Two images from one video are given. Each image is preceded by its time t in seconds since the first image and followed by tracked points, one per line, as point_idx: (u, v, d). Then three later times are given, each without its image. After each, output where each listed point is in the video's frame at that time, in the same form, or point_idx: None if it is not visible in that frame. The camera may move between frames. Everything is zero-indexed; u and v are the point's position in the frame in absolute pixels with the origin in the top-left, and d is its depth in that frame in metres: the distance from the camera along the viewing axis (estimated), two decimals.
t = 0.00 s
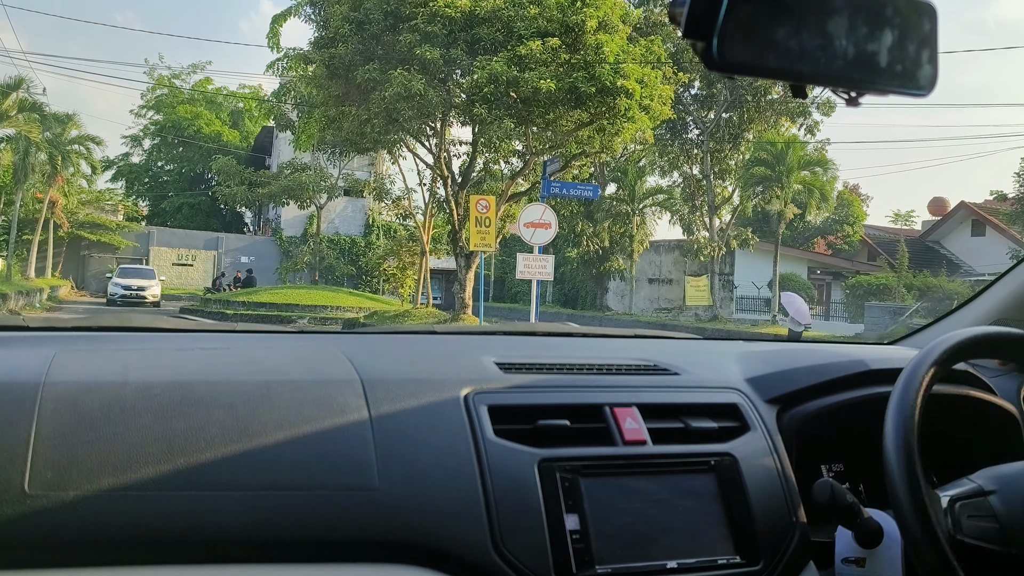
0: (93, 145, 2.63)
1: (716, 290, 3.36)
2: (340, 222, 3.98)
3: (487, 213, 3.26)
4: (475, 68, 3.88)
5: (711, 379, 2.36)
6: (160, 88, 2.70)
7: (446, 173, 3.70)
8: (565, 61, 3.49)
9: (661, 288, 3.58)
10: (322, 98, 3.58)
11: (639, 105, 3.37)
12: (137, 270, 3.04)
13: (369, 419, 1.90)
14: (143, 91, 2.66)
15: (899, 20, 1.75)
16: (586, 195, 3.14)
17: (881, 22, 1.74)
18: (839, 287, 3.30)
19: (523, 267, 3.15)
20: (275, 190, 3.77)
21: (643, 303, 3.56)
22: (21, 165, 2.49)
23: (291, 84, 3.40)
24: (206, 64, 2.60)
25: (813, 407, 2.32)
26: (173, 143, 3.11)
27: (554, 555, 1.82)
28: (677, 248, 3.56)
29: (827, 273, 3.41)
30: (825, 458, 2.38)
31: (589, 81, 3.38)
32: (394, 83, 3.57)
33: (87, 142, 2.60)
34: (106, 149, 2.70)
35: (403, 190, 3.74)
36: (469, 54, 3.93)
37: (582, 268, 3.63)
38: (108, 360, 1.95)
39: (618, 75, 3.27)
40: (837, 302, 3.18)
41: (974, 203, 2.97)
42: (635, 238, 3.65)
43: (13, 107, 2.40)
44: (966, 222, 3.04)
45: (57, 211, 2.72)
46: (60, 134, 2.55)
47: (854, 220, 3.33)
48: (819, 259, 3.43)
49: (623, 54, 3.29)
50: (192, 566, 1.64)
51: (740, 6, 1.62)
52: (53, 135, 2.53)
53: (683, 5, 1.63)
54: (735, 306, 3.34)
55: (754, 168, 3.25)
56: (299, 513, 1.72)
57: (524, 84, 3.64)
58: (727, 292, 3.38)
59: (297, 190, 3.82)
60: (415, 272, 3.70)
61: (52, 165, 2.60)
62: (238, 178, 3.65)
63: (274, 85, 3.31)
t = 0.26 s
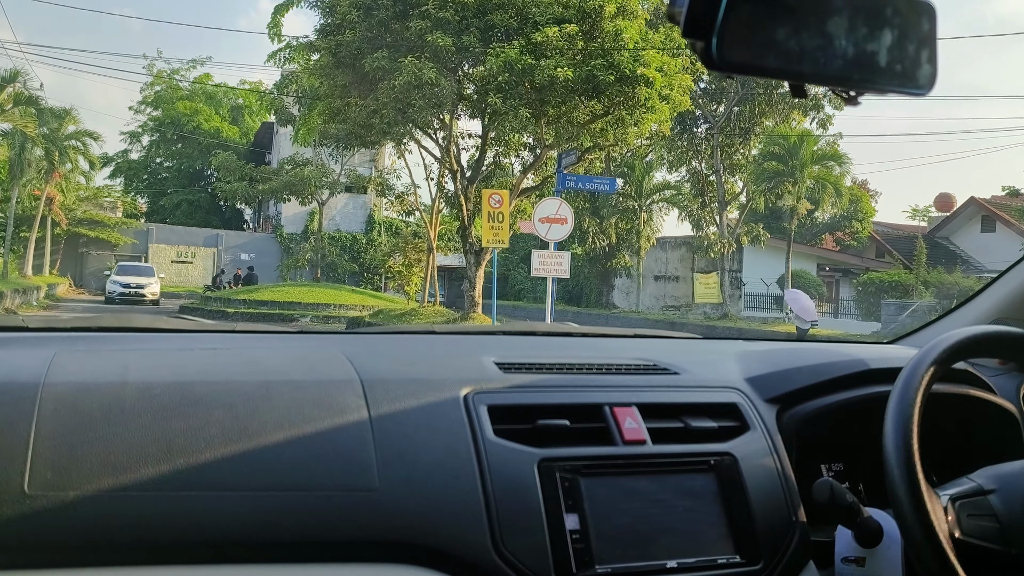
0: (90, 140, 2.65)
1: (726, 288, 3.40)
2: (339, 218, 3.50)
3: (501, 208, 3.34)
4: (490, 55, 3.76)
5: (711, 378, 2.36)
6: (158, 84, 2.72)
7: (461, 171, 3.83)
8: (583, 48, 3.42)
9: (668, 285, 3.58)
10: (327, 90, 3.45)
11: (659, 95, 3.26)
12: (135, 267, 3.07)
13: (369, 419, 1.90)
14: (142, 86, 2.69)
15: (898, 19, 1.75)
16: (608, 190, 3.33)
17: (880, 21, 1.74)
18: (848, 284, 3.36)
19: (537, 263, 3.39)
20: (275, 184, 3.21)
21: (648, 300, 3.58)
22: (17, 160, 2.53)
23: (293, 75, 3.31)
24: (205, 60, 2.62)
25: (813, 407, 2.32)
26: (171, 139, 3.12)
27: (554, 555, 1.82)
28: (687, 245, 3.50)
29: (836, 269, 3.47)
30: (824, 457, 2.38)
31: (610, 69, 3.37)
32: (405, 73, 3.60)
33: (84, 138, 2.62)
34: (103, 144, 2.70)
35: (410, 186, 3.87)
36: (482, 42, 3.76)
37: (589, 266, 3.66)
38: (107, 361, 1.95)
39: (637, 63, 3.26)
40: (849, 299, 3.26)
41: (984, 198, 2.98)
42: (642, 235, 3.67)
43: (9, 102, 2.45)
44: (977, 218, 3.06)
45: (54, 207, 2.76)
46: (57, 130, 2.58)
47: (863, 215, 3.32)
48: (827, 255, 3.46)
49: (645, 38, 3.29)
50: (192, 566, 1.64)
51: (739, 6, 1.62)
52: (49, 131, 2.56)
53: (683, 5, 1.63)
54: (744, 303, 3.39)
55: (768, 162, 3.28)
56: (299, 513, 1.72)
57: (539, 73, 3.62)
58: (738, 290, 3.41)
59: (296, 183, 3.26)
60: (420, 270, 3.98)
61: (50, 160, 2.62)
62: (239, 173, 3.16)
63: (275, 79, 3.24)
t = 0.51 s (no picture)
0: (87, 136, 2.65)
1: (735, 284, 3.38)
2: (342, 215, 3.57)
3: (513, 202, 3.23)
4: (502, 45, 3.58)
5: (711, 377, 2.36)
6: (156, 80, 2.73)
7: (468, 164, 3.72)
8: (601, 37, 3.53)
9: (673, 283, 3.62)
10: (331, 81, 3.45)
11: (681, 85, 3.34)
12: (134, 263, 3.05)
13: (369, 418, 1.90)
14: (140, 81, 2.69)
15: (898, 17, 1.75)
16: (621, 183, 3.39)
17: (880, 20, 1.74)
18: (858, 281, 3.29)
19: (553, 261, 3.35)
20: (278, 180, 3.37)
21: (655, 299, 3.59)
22: (13, 156, 2.49)
23: (295, 68, 3.16)
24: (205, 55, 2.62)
25: (814, 405, 2.32)
26: (169, 136, 3.15)
27: (554, 554, 1.82)
28: (693, 243, 3.60)
29: (846, 266, 3.35)
30: (824, 455, 2.38)
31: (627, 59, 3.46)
32: (416, 61, 3.45)
33: (80, 133, 2.61)
34: (100, 139, 2.70)
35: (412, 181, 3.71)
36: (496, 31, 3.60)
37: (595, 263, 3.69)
38: (107, 360, 1.95)
39: (657, 51, 3.34)
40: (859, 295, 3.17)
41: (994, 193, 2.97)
42: (647, 232, 3.72)
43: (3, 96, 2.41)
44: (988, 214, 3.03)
45: (51, 204, 2.83)
46: (55, 126, 2.54)
47: (872, 211, 3.21)
48: (837, 253, 3.32)
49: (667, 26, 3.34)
50: (191, 566, 1.64)
51: (739, 6, 1.62)
52: (47, 126, 2.51)
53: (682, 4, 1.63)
54: (753, 301, 3.33)
55: (779, 158, 3.18)
56: (299, 512, 1.72)
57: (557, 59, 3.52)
58: (746, 288, 3.37)
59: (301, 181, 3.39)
60: (426, 266, 3.82)
61: (47, 156, 2.59)
62: (240, 169, 3.31)
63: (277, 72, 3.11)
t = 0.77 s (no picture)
0: (85, 132, 2.64)
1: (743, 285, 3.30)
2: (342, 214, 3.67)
3: (525, 200, 3.31)
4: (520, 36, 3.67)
5: (711, 376, 2.36)
6: (156, 77, 2.74)
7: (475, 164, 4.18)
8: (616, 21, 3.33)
9: (678, 281, 3.64)
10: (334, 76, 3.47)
11: (699, 75, 3.26)
12: (133, 262, 3.06)
13: (369, 417, 1.90)
14: (141, 79, 2.70)
15: (898, 16, 1.75)
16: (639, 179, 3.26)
17: (880, 19, 1.74)
18: (866, 280, 3.33)
19: (569, 258, 3.40)
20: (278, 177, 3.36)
21: (661, 297, 3.63)
22: (10, 153, 2.47)
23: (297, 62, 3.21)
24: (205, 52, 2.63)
25: (813, 404, 2.32)
26: (169, 133, 3.08)
27: (554, 553, 1.82)
28: (700, 243, 3.50)
29: (852, 264, 3.35)
30: (825, 455, 2.38)
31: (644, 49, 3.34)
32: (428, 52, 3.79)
33: (79, 129, 2.61)
34: (98, 136, 2.68)
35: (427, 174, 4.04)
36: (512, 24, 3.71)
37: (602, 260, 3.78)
38: (107, 359, 1.95)
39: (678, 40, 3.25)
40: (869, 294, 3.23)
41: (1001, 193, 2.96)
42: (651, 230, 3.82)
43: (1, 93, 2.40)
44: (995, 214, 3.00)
45: (49, 202, 2.75)
46: (52, 122, 2.52)
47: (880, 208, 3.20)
48: (845, 251, 3.31)
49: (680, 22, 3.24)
50: (191, 565, 1.64)
51: (738, 5, 1.62)
52: (44, 122, 2.50)
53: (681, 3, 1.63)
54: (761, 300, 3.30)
55: (789, 155, 3.14)
56: (300, 511, 1.72)
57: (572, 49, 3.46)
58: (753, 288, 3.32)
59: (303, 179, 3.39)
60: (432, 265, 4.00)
61: (45, 154, 2.57)
62: (241, 167, 3.32)
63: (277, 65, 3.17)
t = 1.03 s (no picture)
0: (83, 130, 2.65)
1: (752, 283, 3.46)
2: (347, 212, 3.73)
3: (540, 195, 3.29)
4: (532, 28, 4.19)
5: (711, 375, 2.36)
6: (155, 73, 2.76)
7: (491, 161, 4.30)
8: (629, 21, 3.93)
9: (684, 280, 3.76)
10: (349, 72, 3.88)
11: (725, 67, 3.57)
12: (132, 262, 3.02)
13: (369, 416, 1.90)
14: (139, 77, 2.72)
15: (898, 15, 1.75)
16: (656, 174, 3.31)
17: (880, 19, 1.74)
18: (874, 278, 3.35)
19: (585, 258, 3.47)
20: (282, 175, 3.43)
21: (666, 296, 3.72)
22: (6, 149, 2.50)
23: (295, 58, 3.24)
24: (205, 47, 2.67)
25: (813, 404, 2.32)
26: (167, 131, 3.20)
27: (554, 552, 1.82)
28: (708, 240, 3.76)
29: (861, 263, 3.42)
30: (824, 454, 2.38)
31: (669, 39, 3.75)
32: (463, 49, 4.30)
33: (76, 127, 2.62)
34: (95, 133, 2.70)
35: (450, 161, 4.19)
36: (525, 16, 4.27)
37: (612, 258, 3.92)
38: (107, 358, 1.95)
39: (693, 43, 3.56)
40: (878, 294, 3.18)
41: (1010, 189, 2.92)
42: (659, 230, 3.95)
43: None
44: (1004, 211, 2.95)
45: (48, 200, 2.73)
46: (50, 118, 2.55)
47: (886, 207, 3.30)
48: (853, 250, 3.41)
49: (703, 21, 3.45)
50: (191, 565, 1.64)
51: (738, 5, 1.62)
52: (41, 119, 2.54)
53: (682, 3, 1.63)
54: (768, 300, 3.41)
55: (802, 152, 3.33)
56: (300, 510, 1.72)
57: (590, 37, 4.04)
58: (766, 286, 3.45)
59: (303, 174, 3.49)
60: (438, 264, 4.09)
61: (42, 151, 2.60)
62: (242, 162, 3.32)
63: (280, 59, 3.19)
